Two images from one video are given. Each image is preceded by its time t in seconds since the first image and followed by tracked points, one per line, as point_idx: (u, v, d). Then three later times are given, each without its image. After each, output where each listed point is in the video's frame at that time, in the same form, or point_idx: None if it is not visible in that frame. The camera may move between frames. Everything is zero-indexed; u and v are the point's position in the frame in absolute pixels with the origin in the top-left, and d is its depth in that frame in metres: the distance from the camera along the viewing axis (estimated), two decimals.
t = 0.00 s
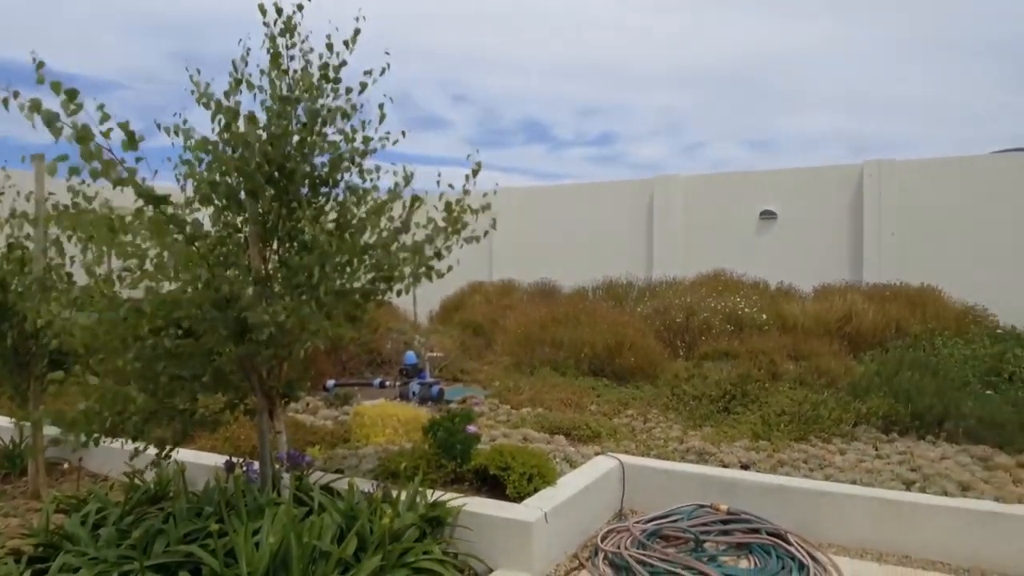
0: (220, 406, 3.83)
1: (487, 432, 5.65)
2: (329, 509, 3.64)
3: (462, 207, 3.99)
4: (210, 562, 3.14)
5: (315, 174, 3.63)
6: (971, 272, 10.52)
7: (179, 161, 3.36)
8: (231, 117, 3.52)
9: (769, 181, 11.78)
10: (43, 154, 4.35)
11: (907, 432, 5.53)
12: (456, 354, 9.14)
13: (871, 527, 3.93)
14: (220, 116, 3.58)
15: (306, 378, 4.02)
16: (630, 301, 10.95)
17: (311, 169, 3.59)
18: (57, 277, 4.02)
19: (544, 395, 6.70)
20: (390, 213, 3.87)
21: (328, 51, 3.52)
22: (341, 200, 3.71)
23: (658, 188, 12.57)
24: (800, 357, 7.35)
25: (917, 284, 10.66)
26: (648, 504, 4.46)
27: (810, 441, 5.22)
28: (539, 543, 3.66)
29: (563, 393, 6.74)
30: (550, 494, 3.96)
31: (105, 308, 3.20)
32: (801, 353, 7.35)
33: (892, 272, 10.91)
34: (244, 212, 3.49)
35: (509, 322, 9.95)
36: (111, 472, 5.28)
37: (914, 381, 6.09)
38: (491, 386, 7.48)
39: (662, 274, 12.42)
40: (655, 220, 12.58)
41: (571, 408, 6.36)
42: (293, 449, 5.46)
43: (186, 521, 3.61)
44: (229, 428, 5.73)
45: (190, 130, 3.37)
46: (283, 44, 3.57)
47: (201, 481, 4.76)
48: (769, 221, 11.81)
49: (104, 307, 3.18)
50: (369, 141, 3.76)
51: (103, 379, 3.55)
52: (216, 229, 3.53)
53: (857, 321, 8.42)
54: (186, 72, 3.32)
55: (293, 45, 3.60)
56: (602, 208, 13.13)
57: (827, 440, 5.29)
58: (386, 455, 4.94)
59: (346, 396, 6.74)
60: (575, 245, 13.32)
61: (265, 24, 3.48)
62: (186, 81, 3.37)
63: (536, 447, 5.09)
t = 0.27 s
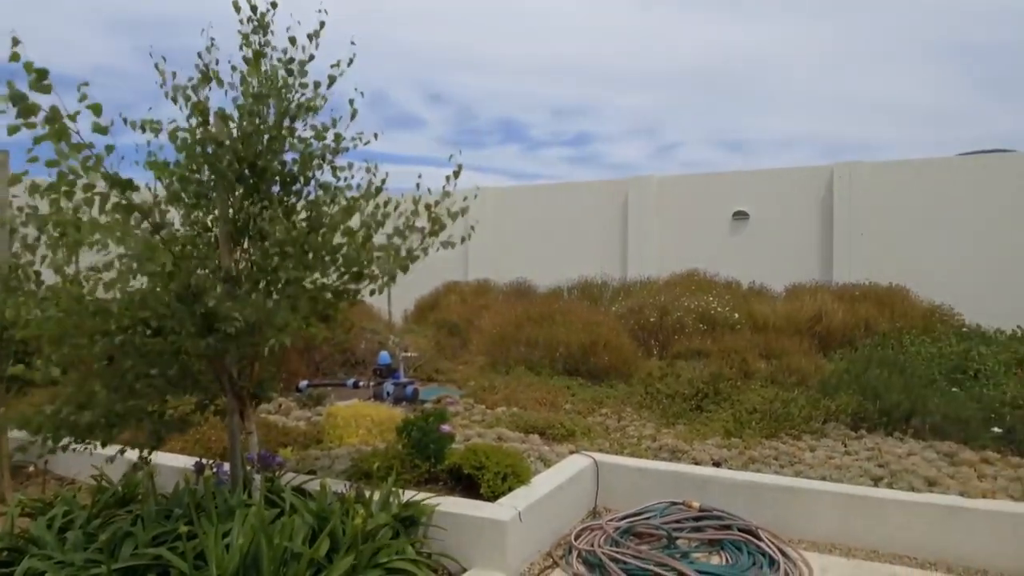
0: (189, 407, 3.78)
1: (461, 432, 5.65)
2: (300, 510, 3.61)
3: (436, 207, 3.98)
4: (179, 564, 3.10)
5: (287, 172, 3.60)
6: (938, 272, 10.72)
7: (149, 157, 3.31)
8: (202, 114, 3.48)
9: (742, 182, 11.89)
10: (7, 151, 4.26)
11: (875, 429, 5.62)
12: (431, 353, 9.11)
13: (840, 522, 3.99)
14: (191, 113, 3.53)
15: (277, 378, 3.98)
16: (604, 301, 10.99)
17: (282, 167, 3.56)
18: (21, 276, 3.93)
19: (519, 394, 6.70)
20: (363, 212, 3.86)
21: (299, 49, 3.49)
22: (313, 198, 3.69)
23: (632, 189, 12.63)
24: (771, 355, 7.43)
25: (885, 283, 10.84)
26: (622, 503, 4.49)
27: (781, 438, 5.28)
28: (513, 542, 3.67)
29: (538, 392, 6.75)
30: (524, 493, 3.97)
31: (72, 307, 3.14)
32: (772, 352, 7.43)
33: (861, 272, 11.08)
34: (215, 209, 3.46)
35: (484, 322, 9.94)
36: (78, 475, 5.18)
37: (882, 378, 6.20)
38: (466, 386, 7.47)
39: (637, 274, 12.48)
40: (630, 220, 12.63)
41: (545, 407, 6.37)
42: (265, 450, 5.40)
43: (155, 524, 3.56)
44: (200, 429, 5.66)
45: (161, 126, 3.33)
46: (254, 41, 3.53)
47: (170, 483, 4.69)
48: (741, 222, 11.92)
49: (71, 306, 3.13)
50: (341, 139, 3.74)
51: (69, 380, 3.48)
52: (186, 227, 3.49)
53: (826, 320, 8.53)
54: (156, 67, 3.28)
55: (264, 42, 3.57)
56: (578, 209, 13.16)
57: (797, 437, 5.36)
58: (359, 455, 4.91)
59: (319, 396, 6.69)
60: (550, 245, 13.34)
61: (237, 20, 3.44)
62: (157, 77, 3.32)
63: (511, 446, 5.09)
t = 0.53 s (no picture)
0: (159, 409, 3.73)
1: (436, 432, 5.63)
2: (272, 512, 3.58)
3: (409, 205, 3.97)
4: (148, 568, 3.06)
5: (257, 170, 3.57)
6: (906, 272, 10.92)
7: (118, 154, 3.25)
8: (171, 112, 3.43)
9: (715, 183, 12.00)
10: None
11: (844, 426, 5.70)
12: (406, 353, 9.08)
13: (810, 518, 4.04)
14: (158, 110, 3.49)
15: (249, 379, 3.95)
16: (580, 300, 11.03)
17: (253, 166, 3.53)
18: None
19: (494, 394, 6.70)
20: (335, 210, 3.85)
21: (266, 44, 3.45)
22: (284, 196, 3.67)
23: (606, 189, 12.68)
24: (743, 354, 7.50)
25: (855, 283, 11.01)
26: (595, 501, 4.51)
27: (753, 436, 5.34)
28: (488, 541, 3.67)
29: (513, 392, 6.75)
30: (499, 492, 3.97)
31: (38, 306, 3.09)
32: (744, 350, 7.51)
33: (831, 272, 11.24)
34: (184, 208, 3.42)
35: (460, 322, 9.93)
36: (44, 479, 5.09)
37: (851, 376, 6.30)
38: (441, 386, 7.46)
39: (612, 274, 12.54)
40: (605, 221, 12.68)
41: (521, 406, 6.38)
42: (237, 452, 5.35)
43: (124, 527, 3.51)
44: (170, 431, 5.59)
45: (129, 124, 3.28)
46: (221, 37, 3.50)
47: (140, 486, 4.63)
48: (714, 222, 12.03)
49: (37, 306, 3.07)
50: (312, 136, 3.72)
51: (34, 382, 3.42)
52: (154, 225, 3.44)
53: (798, 319, 8.64)
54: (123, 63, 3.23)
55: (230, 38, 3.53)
56: (552, 209, 13.19)
57: (769, 435, 5.42)
58: (333, 456, 4.88)
59: (292, 397, 6.64)
60: (525, 245, 13.35)
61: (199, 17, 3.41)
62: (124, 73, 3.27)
63: (486, 446, 5.09)
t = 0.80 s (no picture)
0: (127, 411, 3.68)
1: (410, 432, 5.62)
2: (244, 514, 3.55)
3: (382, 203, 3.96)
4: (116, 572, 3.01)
5: (227, 168, 3.53)
6: (873, 272, 11.12)
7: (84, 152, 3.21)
8: (138, 109, 3.39)
9: (687, 184, 12.10)
10: None
11: (813, 424, 5.78)
12: (380, 354, 9.04)
13: (780, 514, 4.10)
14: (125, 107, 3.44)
15: (219, 380, 3.90)
16: (554, 300, 11.05)
17: (223, 164, 3.50)
18: None
19: (468, 394, 6.69)
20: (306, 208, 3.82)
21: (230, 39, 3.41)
22: (254, 194, 3.63)
23: (580, 190, 12.72)
24: (715, 353, 7.58)
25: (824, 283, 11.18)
26: (569, 500, 4.53)
27: (725, 434, 5.39)
28: (462, 541, 3.67)
29: (488, 392, 6.75)
30: (473, 492, 3.97)
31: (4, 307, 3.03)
32: (716, 349, 7.58)
33: (800, 271, 11.40)
34: (152, 207, 3.38)
35: (434, 322, 9.90)
36: (8, 483, 4.99)
37: (820, 375, 6.39)
38: (414, 386, 7.43)
39: (586, 274, 12.59)
40: (579, 221, 12.71)
41: (495, 406, 6.38)
42: (208, 454, 5.28)
43: (91, 531, 3.46)
44: (139, 434, 5.51)
45: (95, 122, 3.23)
46: (186, 32, 3.46)
47: (107, 490, 4.55)
48: (686, 223, 12.13)
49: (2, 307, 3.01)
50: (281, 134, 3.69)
51: None
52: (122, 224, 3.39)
53: (768, 318, 8.74)
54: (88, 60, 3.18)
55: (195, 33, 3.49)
56: (526, 209, 13.20)
57: (740, 433, 5.48)
58: (305, 457, 4.84)
59: (264, 398, 6.58)
60: (499, 245, 13.34)
61: (160, 11, 3.35)
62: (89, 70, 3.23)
63: (460, 446, 5.08)
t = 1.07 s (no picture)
0: (97, 413, 3.63)
1: (386, 433, 5.60)
2: (217, 516, 3.51)
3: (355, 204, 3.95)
4: None
5: (197, 167, 3.47)
6: (844, 272, 11.28)
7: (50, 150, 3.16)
8: (106, 105, 3.34)
9: (661, 184, 12.18)
10: None
11: (785, 421, 5.86)
12: (355, 354, 8.99)
13: (754, 511, 4.15)
14: (92, 103, 3.39)
15: (191, 382, 3.86)
16: (530, 299, 11.07)
17: (194, 163, 3.45)
18: None
19: (444, 394, 6.68)
20: (279, 207, 3.79)
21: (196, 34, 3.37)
22: (226, 193, 3.59)
23: (556, 190, 12.74)
24: (689, 352, 7.64)
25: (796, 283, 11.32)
26: (546, 499, 4.54)
27: (699, 432, 5.44)
28: (438, 541, 3.67)
29: (464, 392, 6.75)
30: (449, 492, 3.97)
31: None
32: (690, 348, 7.65)
33: (773, 271, 11.53)
34: (121, 206, 3.33)
35: (410, 322, 9.88)
36: None
37: (792, 373, 6.48)
38: (390, 387, 7.40)
39: (562, 274, 12.62)
40: (554, 221, 12.73)
41: (471, 406, 6.38)
42: (180, 456, 5.22)
43: (60, 535, 3.40)
44: (109, 436, 5.43)
45: (62, 119, 3.18)
46: (151, 26, 3.41)
47: (76, 493, 4.49)
48: (661, 224, 12.21)
49: None
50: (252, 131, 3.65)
51: None
52: (91, 223, 3.34)
53: (741, 317, 8.83)
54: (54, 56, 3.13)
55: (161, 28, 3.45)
56: (501, 208, 13.20)
57: (713, 431, 5.54)
58: (279, 459, 4.81)
59: (237, 400, 6.51)
60: (476, 245, 13.33)
61: (126, 6, 3.31)
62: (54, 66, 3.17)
63: (435, 446, 5.08)
